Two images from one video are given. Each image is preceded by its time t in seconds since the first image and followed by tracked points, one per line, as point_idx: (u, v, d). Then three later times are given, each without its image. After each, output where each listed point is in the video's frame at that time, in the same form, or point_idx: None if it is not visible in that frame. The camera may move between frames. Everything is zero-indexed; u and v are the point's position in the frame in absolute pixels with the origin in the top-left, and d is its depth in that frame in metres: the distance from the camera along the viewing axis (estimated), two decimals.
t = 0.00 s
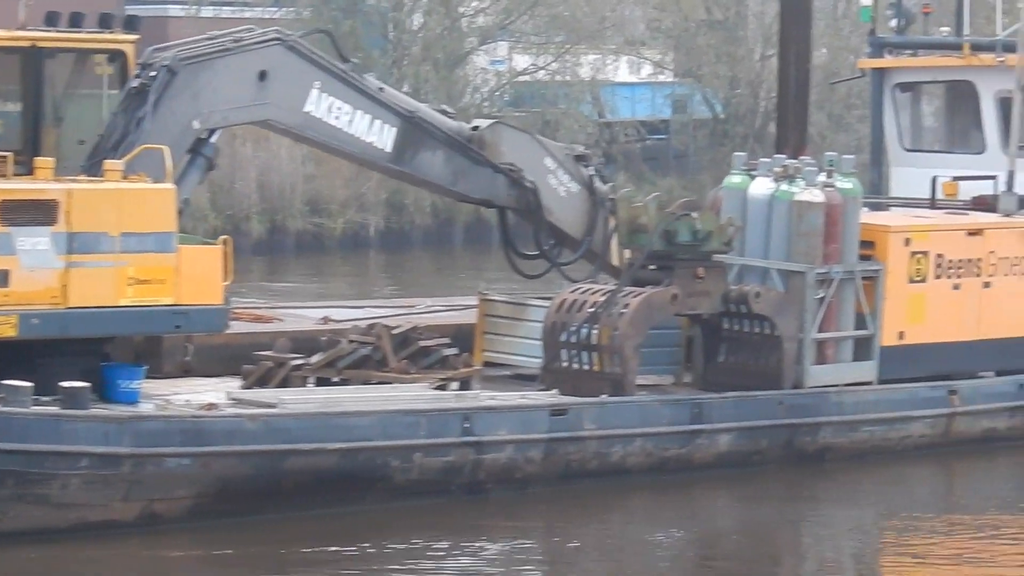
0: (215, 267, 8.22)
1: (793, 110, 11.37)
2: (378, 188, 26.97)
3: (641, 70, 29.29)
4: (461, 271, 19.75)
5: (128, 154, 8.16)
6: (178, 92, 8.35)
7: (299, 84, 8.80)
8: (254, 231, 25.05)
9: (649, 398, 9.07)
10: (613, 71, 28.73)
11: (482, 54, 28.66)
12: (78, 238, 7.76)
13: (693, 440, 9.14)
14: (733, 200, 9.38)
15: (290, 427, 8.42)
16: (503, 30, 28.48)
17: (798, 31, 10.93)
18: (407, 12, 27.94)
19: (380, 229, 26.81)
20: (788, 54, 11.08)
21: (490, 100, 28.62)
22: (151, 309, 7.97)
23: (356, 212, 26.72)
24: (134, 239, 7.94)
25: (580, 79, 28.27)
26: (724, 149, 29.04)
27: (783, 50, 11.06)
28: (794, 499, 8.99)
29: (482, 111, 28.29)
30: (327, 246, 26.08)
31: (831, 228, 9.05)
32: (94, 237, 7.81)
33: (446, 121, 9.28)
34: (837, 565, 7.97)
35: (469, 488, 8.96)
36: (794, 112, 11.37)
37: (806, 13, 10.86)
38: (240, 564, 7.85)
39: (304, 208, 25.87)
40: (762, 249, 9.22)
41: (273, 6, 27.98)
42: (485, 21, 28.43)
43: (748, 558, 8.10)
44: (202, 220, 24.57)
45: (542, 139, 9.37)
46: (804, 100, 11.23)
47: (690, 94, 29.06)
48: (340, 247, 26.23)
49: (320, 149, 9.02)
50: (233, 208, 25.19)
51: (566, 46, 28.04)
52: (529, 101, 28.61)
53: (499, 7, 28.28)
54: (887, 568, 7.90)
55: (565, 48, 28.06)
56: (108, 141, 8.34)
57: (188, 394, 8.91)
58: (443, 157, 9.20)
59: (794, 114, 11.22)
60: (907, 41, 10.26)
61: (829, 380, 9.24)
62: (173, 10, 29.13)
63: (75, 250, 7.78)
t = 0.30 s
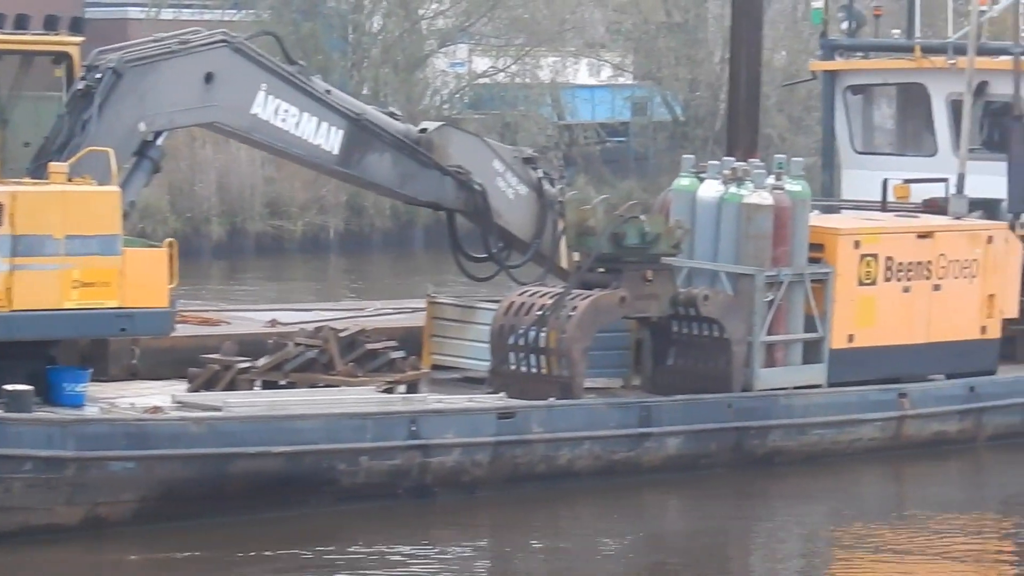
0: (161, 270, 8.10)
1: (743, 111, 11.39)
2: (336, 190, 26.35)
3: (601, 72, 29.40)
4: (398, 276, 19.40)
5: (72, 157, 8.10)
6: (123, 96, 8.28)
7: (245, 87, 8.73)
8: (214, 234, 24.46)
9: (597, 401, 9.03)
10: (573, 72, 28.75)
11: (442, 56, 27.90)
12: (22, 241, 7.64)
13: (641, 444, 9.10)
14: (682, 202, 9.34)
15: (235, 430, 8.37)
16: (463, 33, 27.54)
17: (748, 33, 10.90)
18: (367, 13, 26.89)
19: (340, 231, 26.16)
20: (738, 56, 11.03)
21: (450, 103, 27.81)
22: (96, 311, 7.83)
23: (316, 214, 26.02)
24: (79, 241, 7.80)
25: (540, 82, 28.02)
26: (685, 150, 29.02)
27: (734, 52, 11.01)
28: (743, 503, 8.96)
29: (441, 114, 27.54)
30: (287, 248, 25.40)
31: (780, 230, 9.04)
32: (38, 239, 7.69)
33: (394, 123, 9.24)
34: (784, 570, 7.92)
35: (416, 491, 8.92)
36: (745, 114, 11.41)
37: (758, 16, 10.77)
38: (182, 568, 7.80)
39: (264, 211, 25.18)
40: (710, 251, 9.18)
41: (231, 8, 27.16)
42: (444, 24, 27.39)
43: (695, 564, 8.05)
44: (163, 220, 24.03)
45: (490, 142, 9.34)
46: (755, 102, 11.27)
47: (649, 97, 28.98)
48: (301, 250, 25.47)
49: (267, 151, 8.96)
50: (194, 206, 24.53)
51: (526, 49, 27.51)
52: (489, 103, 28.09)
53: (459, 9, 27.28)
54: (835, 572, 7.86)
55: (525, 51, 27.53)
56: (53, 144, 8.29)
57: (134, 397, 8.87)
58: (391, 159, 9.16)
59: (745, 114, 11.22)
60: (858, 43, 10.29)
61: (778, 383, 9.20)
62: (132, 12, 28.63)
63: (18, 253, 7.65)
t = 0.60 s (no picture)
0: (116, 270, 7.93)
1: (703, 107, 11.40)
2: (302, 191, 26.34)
3: (566, 71, 29.74)
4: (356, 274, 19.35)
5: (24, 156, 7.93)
6: (76, 96, 8.13)
7: (199, 86, 8.60)
8: (180, 233, 24.31)
9: (553, 401, 9.00)
10: (539, 72, 28.88)
11: (408, 56, 28.08)
12: None
13: (597, 444, 9.06)
14: (638, 202, 9.30)
15: (188, 431, 8.30)
16: (429, 32, 27.83)
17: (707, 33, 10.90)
18: (333, 12, 27.14)
19: (306, 230, 26.09)
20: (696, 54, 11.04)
21: (416, 102, 27.98)
22: (48, 311, 7.67)
23: (281, 214, 25.90)
24: (31, 241, 7.64)
25: (507, 82, 28.11)
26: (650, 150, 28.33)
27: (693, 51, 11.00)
28: (701, 504, 8.92)
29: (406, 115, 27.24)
30: (253, 249, 25.20)
31: (737, 230, 8.98)
32: None
33: (348, 123, 9.18)
34: (741, 570, 7.88)
35: (370, 492, 8.87)
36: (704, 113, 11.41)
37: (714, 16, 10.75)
38: (134, 570, 7.74)
39: (230, 211, 25.09)
40: (667, 251, 9.16)
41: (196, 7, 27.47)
42: (411, 23, 27.66)
43: (651, 564, 8.01)
44: (128, 219, 23.87)
45: (446, 141, 9.28)
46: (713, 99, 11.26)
47: (616, 96, 28.70)
48: (266, 250, 25.37)
49: (221, 152, 8.83)
50: (160, 205, 24.46)
51: (492, 48, 27.64)
52: (455, 103, 28.19)
53: (425, 9, 27.55)
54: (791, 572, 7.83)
55: (491, 50, 27.66)
56: (4, 144, 8.11)
57: (87, 397, 8.82)
58: (346, 159, 9.11)
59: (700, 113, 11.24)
60: (816, 42, 10.31)
61: (735, 383, 9.17)
62: (97, 11, 28.92)
63: None
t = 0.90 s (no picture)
0: (47, 273, 7.85)
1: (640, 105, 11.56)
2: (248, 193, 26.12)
3: (515, 72, 29.26)
4: (297, 275, 19.42)
5: None
6: (7, 96, 8.03)
7: (133, 86, 8.48)
8: (128, 235, 24.49)
9: (488, 403, 8.96)
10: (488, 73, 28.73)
11: (357, 56, 27.58)
12: None
13: (532, 447, 9.03)
14: (575, 204, 9.26)
15: (120, 434, 8.22)
16: (378, 33, 27.37)
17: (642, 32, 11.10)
18: (281, 13, 26.85)
19: (254, 233, 25.94)
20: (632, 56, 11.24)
21: (364, 103, 27.56)
22: None
23: (229, 215, 25.77)
24: None
25: (456, 82, 28.00)
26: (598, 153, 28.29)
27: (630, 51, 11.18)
28: (637, 507, 8.89)
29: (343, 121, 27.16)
30: (201, 253, 25.17)
31: (673, 233, 8.94)
32: None
33: (284, 124, 9.09)
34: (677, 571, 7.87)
35: (304, 495, 8.81)
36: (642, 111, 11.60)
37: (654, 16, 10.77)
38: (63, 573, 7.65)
39: (177, 212, 25.18)
40: (604, 254, 9.09)
41: (144, 9, 27.20)
42: (359, 24, 27.24)
43: (586, 566, 7.99)
44: (75, 220, 24.12)
45: (382, 142, 9.22)
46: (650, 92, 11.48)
47: (564, 96, 28.43)
48: (213, 253, 25.33)
49: (155, 153, 8.70)
50: (107, 206, 24.59)
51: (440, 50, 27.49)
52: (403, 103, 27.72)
53: (373, 9, 27.16)
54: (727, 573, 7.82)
55: (439, 52, 27.53)
56: None
57: (18, 400, 8.74)
58: (281, 160, 9.01)
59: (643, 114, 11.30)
60: (756, 44, 10.30)
61: (672, 386, 9.13)
62: (46, 11, 28.48)
63: None
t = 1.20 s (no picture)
0: None
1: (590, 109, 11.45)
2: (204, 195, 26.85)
3: (470, 74, 28.64)
4: (247, 278, 19.48)
5: None
6: None
7: (74, 90, 8.26)
8: (81, 238, 24.88)
9: (432, 407, 8.92)
10: (441, 77, 28.25)
11: (310, 59, 27.59)
12: None
13: (477, 450, 8.99)
14: (520, 206, 9.23)
15: (62, 438, 8.10)
16: (331, 35, 27.48)
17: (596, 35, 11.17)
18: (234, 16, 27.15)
19: (208, 235, 26.09)
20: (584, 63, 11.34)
21: (319, 106, 27.43)
22: None
23: (184, 218, 26.03)
24: None
25: (409, 85, 27.64)
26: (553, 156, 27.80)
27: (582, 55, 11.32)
28: (583, 511, 8.86)
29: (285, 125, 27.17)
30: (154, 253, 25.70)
31: (618, 235, 8.94)
32: None
33: (227, 128, 8.95)
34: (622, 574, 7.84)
35: (247, 499, 8.73)
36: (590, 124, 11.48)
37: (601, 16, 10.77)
38: None
39: (132, 216, 25.44)
40: (549, 256, 9.09)
41: (99, 12, 27.74)
42: (313, 28, 27.50)
43: (531, 570, 7.95)
44: (30, 224, 24.45)
45: (326, 145, 9.18)
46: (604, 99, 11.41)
47: (518, 99, 27.92)
48: (168, 255, 25.81)
49: (96, 157, 8.49)
50: (61, 211, 24.97)
51: (394, 53, 27.25)
52: (354, 107, 27.70)
53: (327, 12, 27.44)
54: None
55: (393, 55, 27.29)
56: None
57: None
58: (225, 164, 8.87)
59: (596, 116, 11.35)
60: (703, 46, 10.24)
61: (617, 389, 9.11)
62: None
63: None
